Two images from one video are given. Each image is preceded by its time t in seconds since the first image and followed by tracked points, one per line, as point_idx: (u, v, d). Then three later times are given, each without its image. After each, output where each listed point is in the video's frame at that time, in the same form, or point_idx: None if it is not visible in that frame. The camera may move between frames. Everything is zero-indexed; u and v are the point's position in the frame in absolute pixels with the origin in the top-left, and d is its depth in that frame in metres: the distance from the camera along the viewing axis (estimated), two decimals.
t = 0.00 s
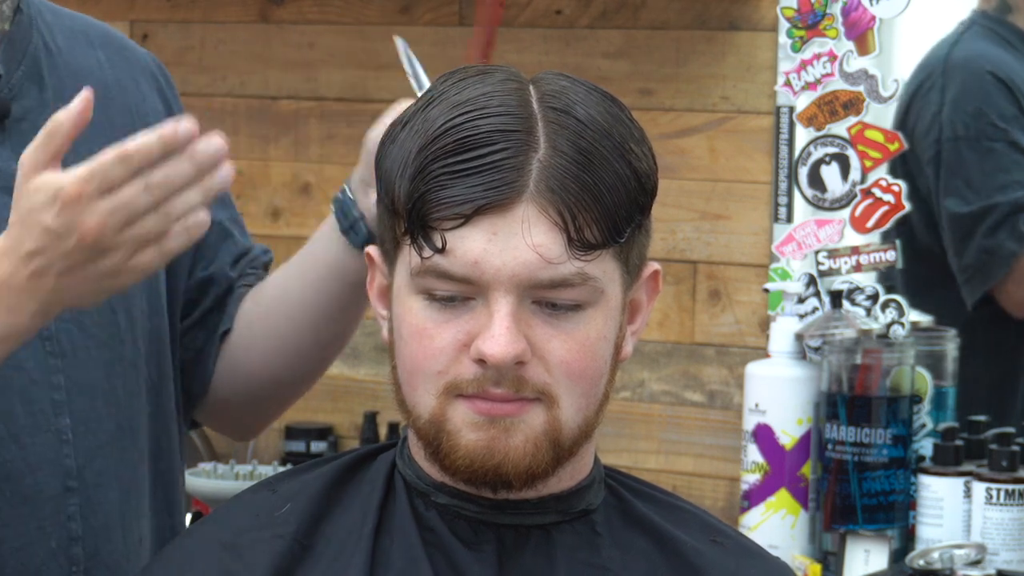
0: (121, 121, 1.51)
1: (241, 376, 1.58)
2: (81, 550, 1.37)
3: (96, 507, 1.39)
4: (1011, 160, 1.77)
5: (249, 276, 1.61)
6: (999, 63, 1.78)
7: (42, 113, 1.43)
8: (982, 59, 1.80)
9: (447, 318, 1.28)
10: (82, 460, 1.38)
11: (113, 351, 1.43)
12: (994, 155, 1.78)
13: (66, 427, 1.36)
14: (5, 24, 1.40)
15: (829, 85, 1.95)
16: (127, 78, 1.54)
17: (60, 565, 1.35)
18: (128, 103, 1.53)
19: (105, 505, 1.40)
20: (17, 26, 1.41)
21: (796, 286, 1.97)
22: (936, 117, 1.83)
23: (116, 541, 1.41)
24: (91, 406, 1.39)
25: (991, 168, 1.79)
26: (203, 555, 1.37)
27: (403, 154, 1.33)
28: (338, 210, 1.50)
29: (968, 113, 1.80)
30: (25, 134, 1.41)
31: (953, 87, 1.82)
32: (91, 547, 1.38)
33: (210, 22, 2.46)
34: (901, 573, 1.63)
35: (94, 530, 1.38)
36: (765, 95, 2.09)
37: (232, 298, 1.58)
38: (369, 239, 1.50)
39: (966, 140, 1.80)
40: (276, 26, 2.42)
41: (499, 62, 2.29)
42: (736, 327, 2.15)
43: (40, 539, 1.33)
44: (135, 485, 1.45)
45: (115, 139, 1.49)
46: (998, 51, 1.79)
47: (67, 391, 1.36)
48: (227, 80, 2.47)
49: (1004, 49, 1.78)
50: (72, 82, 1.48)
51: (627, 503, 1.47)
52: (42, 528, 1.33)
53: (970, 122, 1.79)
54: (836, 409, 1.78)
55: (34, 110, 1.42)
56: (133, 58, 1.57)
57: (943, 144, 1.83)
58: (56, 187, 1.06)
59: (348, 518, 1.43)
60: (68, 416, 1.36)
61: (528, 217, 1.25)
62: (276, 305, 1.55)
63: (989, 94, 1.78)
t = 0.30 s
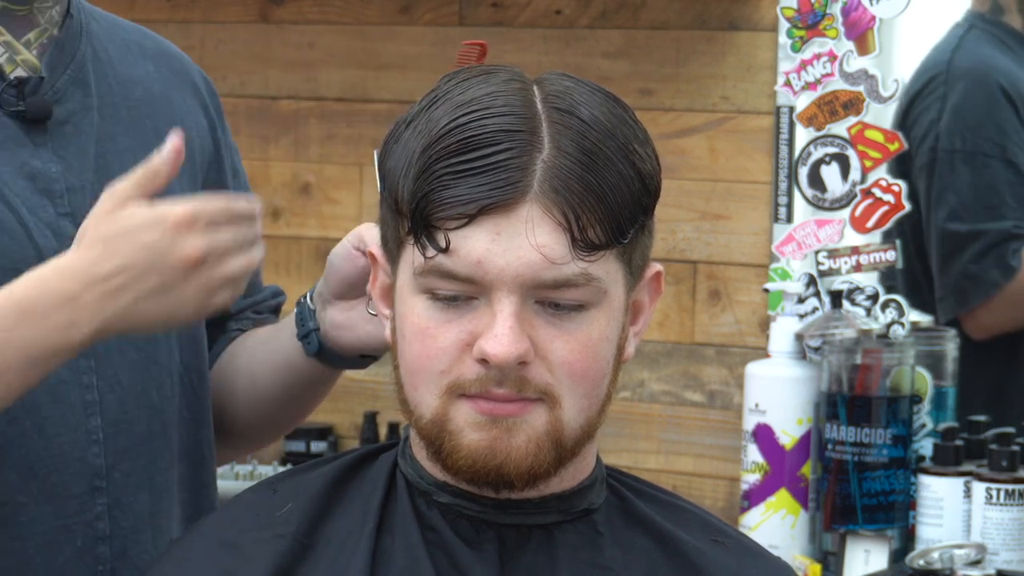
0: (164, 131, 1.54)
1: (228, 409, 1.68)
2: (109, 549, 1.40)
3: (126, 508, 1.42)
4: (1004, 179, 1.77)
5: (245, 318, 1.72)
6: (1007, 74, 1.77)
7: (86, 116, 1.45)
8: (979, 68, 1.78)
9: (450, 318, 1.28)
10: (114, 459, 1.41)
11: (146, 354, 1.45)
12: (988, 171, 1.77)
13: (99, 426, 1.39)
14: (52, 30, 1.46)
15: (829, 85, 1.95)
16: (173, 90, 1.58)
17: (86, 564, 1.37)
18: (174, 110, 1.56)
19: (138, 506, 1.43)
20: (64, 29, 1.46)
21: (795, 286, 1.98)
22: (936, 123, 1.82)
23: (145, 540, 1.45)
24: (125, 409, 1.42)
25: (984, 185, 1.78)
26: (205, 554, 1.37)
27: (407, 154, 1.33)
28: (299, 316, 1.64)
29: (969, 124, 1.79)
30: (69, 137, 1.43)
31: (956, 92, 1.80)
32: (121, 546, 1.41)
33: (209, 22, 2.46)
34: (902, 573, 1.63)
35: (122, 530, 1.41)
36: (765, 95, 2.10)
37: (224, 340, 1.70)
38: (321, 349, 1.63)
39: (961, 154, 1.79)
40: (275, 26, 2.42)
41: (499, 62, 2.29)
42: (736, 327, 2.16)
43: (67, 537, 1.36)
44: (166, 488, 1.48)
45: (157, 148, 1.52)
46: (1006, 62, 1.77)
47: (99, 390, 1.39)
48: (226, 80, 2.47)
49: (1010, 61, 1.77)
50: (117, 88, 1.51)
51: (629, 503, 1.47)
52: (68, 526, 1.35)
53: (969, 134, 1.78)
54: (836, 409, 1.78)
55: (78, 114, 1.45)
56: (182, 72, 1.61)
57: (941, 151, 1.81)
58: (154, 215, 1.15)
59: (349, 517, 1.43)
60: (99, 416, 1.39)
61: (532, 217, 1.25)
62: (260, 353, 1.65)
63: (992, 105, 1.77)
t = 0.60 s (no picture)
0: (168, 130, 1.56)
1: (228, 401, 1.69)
2: (137, 542, 1.43)
3: (152, 501, 1.45)
4: (976, 180, 1.82)
5: (239, 313, 1.73)
6: (984, 75, 1.80)
7: (100, 116, 1.47)
8: (958, 69, 1.82)
9: (448, 318, 1.28)
10: (143, 453, 1.44)
11: (167, 348, 1.48)
12: (959, 172, 1.84)
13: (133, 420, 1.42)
14: (61, 30, 1.46)
15: (829, 85, 1.94)
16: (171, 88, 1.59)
17: (117, 557, 1.41)
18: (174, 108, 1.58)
19: (160, 498, 1.47)
20: (71, 29, 1.47)
21: (796, 286, 1.96)
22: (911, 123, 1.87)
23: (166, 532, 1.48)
24: (153, 403, 1.45)
25: (955, 184, 1.84)
26: (205, 553, 1.37)
27: (405, 154, 1.33)
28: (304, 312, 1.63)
29: (944, 125, 1.84)
30: (85, 136, 1.45)
31: (932, 92, 1.85)
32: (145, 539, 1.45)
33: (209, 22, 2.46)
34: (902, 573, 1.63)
35: (147, 523, 1.44)
36: (764, 95, 2.10)
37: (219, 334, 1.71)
38: (327, 342, 1.64)
39: (933, 152, 1.85)
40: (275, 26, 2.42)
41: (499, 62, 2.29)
42: (736, 327, 2.16)
43: (101, 532, 1.39)
44: (184, 481, 1.52)
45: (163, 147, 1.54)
46: (983, 63, 1.81)
47: (130, 384, 1.42)
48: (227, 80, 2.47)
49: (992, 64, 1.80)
50: (122, 87, 1.52)
51: (628, 503, 1.47)
52: (104, 518, 1.39)
53: (943, 134, 1.84)
54: (837, 409, 1.78)
55: (91, 113, 1.46)
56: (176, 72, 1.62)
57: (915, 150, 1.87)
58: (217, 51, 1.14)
59: (349, 517, 1.43)
60: (131, 410, 1.42)
61: (530, 218, 1.25)
62: (258, 346, 1.67)
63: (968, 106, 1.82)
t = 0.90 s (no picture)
0: (172, 128, 1.55)
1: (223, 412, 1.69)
2: (142, 549, 1.45)
3: (154, 507, 1.46)
4: (977, 178, 1.83)
5: (239, 312, 1.71)
6: (993, 74, 1.80)
7: (100, 117, 1.47)
8: (968, 66, 1.82)
9: (449, 319, 1.28)
10: (144, 460, 1.45)
11: (165, 355, 1.49)
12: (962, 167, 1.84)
13: (129, 427, 1.43)
14: (62, 30, 1.47)
15: (829, 85, 1.94)
16: (178, 85, 1.58)
17: (119, 563, 1.42)
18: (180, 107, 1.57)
19: (164, 503, 1.48)
20: (74, 30, 1.48)
21: (796, 286, 1.96)
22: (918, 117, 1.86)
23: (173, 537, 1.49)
24: (150, 409, 1.46)
25: (959, 180, 1.84)
26: (204, 554, 1.37)
27: (406, 154, 1.33)
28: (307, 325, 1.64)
29: (950, 121, 1.84)
30: (84, 138, 1.45)
31: (940, 87, 1.84)
32: (152, 545, 1.46)
33: (209, 22, 2.47)
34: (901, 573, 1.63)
35: (152, 529, 1.46)
36: (764, 95, 2.10)
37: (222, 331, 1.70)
38: (328, 358, 1.64)
39: (941, 148, 1.85)
40: (275, 26, 2.42)
41: (499, 62, 2.29)
42: (736, 327, 2.16)
43: (103, 540, 1.40)
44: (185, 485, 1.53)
45: (166, 146, 1.53)
46: (993, 61, 1.80)
47: (125, 392, 1.43)
48: (227, 80, 2.47)
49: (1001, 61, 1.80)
50: (127, 88, 1.52)
51: (627, 504, 1.47)
52: (104, 527, 1.40)
53: (948, 130, 1.84)
54: (837, 409, 1.78)
55: (91, 115, 1.46)
56: (186, 69, 1.61)
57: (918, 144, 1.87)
58: (142, 214, 1.22)
59: (349, 517, 1.43)
60: (127, 417, 1.43)
61: (530, 218, 1.25)
62: (260, 351, 1.66)
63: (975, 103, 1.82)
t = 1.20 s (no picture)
0: (150, 126, 1.55)
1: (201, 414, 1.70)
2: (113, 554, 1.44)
3: (125, 510, 1.46)
4: (993, 174, 1.79)
5: (223, 311, 1.72)
6: (1003, 70, 1.78)
7: (71, 117, 1.47)
8: (977, 62, 1.80)
9: (448, 319, 1.28)
10: (114, 464, 1.45)
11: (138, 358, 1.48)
12: (978, 165, 1.80)
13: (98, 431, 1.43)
14: (33, 29, 1.46)
15: (829, 85, 1.95)
16: (158, 81, 1.58)
17: (87, 566, 1.42)
18: (159, 104, 1.57)
19: (136, 507, 1.47)
20: (47, 29, 1.47)
21: (795, 286, 1.97)
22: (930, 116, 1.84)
23: (147, 541, 1.49)
24: (122, 411, 1.46)
25: (974, 178, 1.80)
26: (202, 555, 1.37)
27: (405, 155, 1.33)
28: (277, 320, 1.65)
29: (961, 118, 1.81)
30: (55, 139, 1.45)
31: (950, 84, 1.82)
32: (123, 549, 1.46)
33: (209, 22, 2.47)
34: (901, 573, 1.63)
35: (123, 533, 1.45)
36: (764, 95, 2.10)
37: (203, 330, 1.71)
38: (298, 353, 1.64)
39: (954, 145, 1.82)
40: (275, 26, 2.43)
41: (499, 62, 2.29)
42: (736, 327, 2.16)
43: (71, 545, 1.40)
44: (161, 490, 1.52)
45: (144, 143, 1.53)
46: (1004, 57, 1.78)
47: (95, 395, 1.43)
48: (227, 80, 2.47)
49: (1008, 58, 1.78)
50: (102, 85, 1.52)
51: (627, 504, 1.47)
52: (72, 531, 1.40)
53: (960, 127, 1.81)
54: (837, 409, 1.78)
55: (62, 115, 1.46)
56: (165, 63, 1.61)
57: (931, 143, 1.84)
58: (94, 238, 1.23)
59: (349, 517, 1.43)
60: (96, 421, 1.42)
61: (530, 219, 1.25)
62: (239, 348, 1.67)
63: (986, 100, 1.79)
